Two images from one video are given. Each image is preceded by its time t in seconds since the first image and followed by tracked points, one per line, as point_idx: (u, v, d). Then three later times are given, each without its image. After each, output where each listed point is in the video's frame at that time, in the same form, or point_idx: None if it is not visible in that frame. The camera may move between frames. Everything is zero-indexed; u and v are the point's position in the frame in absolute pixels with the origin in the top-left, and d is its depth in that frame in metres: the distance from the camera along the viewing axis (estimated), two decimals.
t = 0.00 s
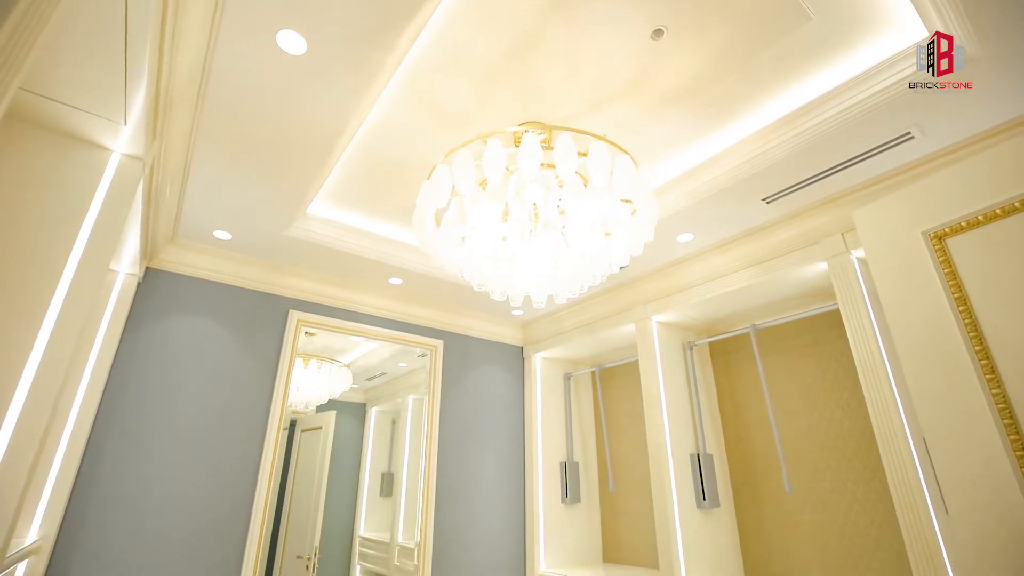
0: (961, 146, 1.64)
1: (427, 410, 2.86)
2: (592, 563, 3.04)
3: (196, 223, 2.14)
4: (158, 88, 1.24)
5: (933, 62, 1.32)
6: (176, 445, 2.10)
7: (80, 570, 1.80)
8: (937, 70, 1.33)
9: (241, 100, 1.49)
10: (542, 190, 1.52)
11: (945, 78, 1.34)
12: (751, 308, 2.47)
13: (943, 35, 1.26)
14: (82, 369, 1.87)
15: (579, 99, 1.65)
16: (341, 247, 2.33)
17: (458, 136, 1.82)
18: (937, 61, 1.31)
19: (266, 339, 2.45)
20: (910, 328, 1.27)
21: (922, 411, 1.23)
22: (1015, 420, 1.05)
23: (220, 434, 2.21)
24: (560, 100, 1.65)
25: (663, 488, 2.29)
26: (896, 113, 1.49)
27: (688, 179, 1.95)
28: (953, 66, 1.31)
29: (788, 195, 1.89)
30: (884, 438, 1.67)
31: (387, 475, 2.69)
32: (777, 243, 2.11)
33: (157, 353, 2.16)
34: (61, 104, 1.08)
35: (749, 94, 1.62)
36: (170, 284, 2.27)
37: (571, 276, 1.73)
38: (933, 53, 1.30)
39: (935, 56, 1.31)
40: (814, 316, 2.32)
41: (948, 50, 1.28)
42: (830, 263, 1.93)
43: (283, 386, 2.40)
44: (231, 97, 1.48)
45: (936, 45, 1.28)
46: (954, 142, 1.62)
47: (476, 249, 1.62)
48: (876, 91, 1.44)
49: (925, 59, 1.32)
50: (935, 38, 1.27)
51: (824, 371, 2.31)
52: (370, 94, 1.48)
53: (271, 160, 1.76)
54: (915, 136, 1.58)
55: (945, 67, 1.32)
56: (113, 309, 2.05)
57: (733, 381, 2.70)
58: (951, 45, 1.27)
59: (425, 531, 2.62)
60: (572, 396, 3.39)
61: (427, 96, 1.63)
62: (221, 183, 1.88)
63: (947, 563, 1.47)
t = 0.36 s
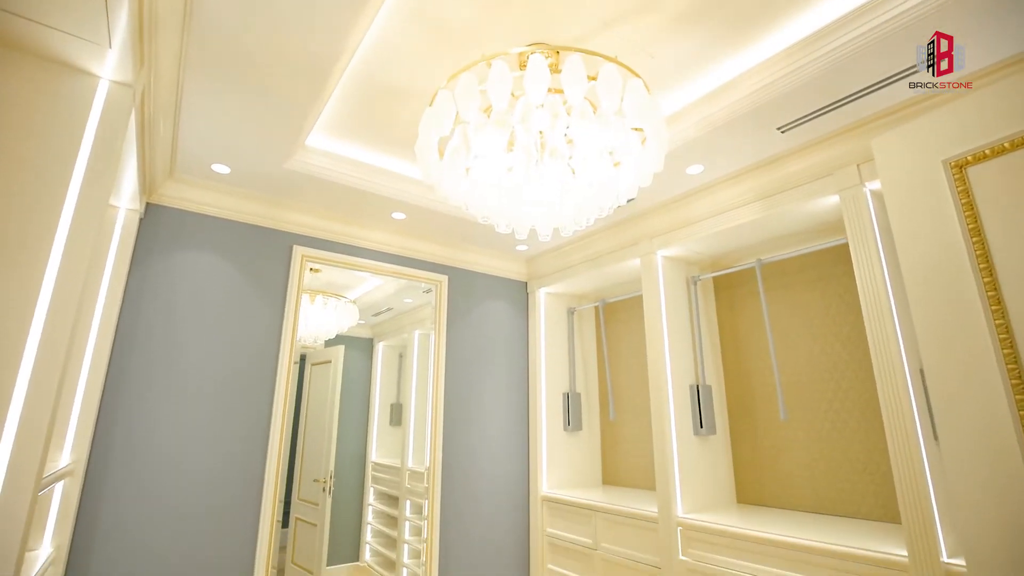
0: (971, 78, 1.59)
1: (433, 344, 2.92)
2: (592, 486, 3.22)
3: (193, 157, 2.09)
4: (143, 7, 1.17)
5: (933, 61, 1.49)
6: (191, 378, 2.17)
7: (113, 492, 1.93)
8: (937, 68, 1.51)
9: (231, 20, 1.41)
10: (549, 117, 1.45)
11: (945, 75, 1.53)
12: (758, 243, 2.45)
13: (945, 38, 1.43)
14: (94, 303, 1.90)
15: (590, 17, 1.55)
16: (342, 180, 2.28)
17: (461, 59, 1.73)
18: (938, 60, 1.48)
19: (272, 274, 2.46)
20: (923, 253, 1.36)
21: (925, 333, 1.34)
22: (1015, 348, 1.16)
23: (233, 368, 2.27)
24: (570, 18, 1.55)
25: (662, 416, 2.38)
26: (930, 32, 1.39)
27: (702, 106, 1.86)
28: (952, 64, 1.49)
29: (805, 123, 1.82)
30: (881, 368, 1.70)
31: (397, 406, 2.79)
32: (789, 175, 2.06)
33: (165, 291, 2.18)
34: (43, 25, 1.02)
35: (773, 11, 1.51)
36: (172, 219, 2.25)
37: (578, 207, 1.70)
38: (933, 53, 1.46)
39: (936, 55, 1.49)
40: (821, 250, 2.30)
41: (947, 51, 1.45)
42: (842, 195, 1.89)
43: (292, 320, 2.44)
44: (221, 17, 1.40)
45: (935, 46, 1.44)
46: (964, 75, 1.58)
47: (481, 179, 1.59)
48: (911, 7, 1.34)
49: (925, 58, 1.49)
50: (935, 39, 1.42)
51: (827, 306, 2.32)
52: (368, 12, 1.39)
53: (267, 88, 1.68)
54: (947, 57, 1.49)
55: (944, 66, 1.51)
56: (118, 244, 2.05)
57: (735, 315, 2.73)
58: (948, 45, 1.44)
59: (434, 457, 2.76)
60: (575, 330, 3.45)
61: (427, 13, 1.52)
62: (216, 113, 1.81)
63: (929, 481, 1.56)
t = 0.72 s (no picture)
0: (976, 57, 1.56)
1: (435, 325, 2.93)
2: (592, 464, 3.26)
3: (191, 137, 2.07)
4: None
5: (933, 61, 1.54)
6: (195, 359, 2.19)
7: (120, 471, 1.96)
8: (937, 69, 1.55)
9: None
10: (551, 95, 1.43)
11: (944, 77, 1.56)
12: (760, 223, 2.44)
13: (943, 37, 1.46)
14: (96, 284, 1.91)
15: None
16: (342, 160, 2.26)
17: (461, 34, 1.69)
18: (937, 61, 1.53)
19: (273, 255, 2.46)
20: (925, 232, 1.35)
21: (926, 314, 1.34)
22: (1016, 327, 1.16)
23: (236, 349, 2.29)
24: None
25: (662, 395, 2.40)
26: (941, 7, 1.36)
27: (707, 83, 1.82)
28: (951, 65, 1.53)
29: (811, 101, 1.79)
30: (881, 348, 1.71)
31: (398, 386, 2.82)
32: (793, 155, 2.03)
33: (167, 272, 2.18)
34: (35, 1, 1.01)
35: None
36: (172, 198, 2.24)
37: (580, 186, 1.68)
38: (933, 54, 1.52)
39: (936, 56, 1.53)
40: (823, 231, 2.29)
41: (947, 52, 1.50)
42: (846, 175, 1.87)
43: (293, 301, 2.44)
44: None
45: (936, 47, 1.50)
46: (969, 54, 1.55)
47: (482, 159, 1.57)
48: None
49: (925, 59, 1.54)
50: (935, 39, 1.47)
51: (828, 287, 2.32)
52: None
53: (265, 66, 1.66)
54: (957, 33, 1.45)
55: (946, 66, 1.54)
56: (118, 224, 2.05)
57: (736, 296, 2.73)
58: (949, 46, 1.49)
59: (436, 436, 2.80)
60: (576, 311, 3.45)
61: None
62: (215, 92, 1.79)
63: (925, 458, 1.58)
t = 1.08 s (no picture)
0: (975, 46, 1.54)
1: (436, 315, 2.93)
2: (593, 453, 3.29)
3: (190, 125, 2.05)
4: None
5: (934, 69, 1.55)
6: (196, 348, 2.19)
7: (124, 459, 1.97)
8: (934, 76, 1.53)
9: None
10: (552, 82, 1.41)
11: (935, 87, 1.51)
12: (762, 212, 2.42)
13: (944, 37, 1.51)
14: (96, 274, 1.91)
15: None
16: (341, 148, 2.24)
17: (461, 20, 1.67)
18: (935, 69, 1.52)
19: (274, 245, 2.45)
20: (928, 221, 1.35)
21: (927, 303, 1.34)
22: (1018, 317, 1.16)
23: (236, 338, 2.29)
24: None
25: (662, 384, 2.41)
26: None
27: (709, 70, 1.80)
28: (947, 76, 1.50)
29: (815, 88, 1.77)
30: (882, 338, 1.71)
31: (399, 375, 2.83)
32: (796, 143, 2.02)
33: (167, 261, 2.18)
34: None
35: None
36: (172, 188, 2.23)
37: (582, 174, 1.67)
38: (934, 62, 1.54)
39: (936, 55, 1.55)
40: (825, 220, 2.28)
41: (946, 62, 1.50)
42: (849, 164, 1.85)
43: (294, 292, 2.44)
44: None
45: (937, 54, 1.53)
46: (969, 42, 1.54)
47: (482, 148, 1.56)
48: None
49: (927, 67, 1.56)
50: (936, 40, 1.52)
51: (830, 276, 2.32)
52: None
53: (263, 54, 1.64)
54: (963, 19, 1.43)
55: (945, 67, 1.55)
56: (118, 214, 2.04)
57: (737, 286, 2.73)
58: (949, 46, 1.53)
59: (438, 425, 2.81)
60: (577, 301, 3.45)
61: None
62: (212, 80, 1.77)
63: (923, 446, 1.58)
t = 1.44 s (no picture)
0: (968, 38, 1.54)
1: (438, 304, 2.93)
2: (594, 441, 3.30)
3: (189, 113, 2.04)
4: None
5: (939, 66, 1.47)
6: (199, 337, 2.20)
7: (129, 448, 1.99)
8: (940, 69, 1.44)
9: None
10: (555, 68, 1.39)
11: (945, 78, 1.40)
12: (765, 201, 2.41)
13: (942, 36, 1.53)
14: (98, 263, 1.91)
15: None
16: (342, 137, 2.23)
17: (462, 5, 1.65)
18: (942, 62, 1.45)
19: (275, 234, 2.45)
20: (934, 209, 1.34)
21: (931, 292, 1.34)
22: None
23: (239, 327, 2.29)
24: None
25: (664, 373, 2.42)
26: None
27: (714, 57, 1.78)
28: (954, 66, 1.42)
29: (821, 75, 1.75)
30: (885, 326, 1.70)
31: (402, 364, 2.83)
32: (802, 131, 1.99)
33: (168, 250, 2.17)
34: None
35: None
36: (172, 177, 2.22)
37: (585, 162, 1.65)
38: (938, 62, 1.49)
39: (937, 53, 1.54)
40: (829, 209, 2.27)
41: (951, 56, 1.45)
42: (854, 152, 1.84)
43: (296, 282, 2.44)
44: None
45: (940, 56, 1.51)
46: (961, 34, 1.54)
47: (484, 135, 1.54)
48: None
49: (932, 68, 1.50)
50: (935, 43, 1.54)
51: (833, 265, 2.31)
52: None
53: (262, 40, 1.62)
54: (973, 4, 1.41)
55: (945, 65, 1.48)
56: (118, 203, 2.03)
57: (739, 275, 2.72)
58: (949, 47, 1.52)
59: (440, 414, 2.83)
60: (578, 289, 3.45)
61: None
62: (211, 67, 1.76)
63: (925, 435, 1.59)
